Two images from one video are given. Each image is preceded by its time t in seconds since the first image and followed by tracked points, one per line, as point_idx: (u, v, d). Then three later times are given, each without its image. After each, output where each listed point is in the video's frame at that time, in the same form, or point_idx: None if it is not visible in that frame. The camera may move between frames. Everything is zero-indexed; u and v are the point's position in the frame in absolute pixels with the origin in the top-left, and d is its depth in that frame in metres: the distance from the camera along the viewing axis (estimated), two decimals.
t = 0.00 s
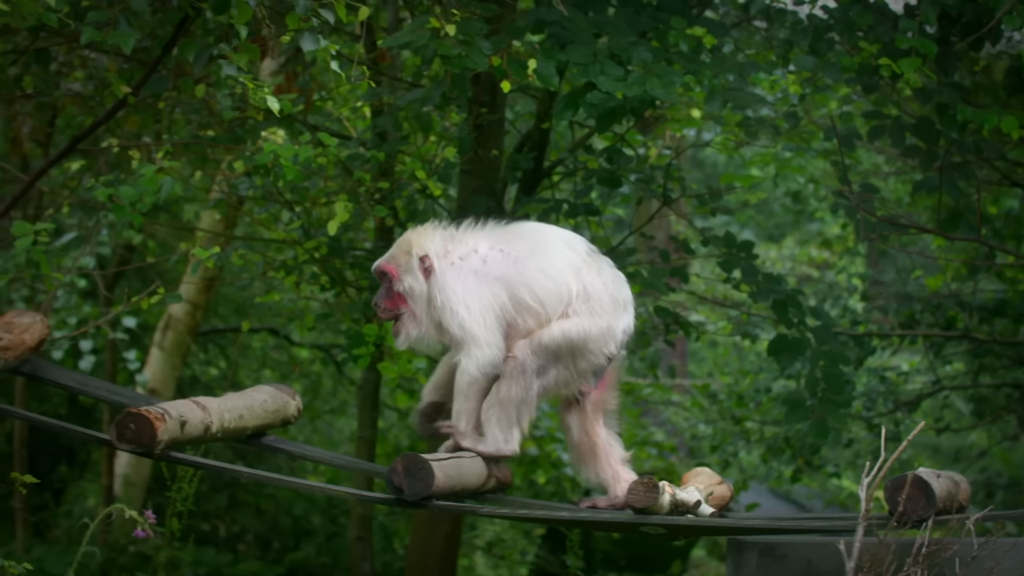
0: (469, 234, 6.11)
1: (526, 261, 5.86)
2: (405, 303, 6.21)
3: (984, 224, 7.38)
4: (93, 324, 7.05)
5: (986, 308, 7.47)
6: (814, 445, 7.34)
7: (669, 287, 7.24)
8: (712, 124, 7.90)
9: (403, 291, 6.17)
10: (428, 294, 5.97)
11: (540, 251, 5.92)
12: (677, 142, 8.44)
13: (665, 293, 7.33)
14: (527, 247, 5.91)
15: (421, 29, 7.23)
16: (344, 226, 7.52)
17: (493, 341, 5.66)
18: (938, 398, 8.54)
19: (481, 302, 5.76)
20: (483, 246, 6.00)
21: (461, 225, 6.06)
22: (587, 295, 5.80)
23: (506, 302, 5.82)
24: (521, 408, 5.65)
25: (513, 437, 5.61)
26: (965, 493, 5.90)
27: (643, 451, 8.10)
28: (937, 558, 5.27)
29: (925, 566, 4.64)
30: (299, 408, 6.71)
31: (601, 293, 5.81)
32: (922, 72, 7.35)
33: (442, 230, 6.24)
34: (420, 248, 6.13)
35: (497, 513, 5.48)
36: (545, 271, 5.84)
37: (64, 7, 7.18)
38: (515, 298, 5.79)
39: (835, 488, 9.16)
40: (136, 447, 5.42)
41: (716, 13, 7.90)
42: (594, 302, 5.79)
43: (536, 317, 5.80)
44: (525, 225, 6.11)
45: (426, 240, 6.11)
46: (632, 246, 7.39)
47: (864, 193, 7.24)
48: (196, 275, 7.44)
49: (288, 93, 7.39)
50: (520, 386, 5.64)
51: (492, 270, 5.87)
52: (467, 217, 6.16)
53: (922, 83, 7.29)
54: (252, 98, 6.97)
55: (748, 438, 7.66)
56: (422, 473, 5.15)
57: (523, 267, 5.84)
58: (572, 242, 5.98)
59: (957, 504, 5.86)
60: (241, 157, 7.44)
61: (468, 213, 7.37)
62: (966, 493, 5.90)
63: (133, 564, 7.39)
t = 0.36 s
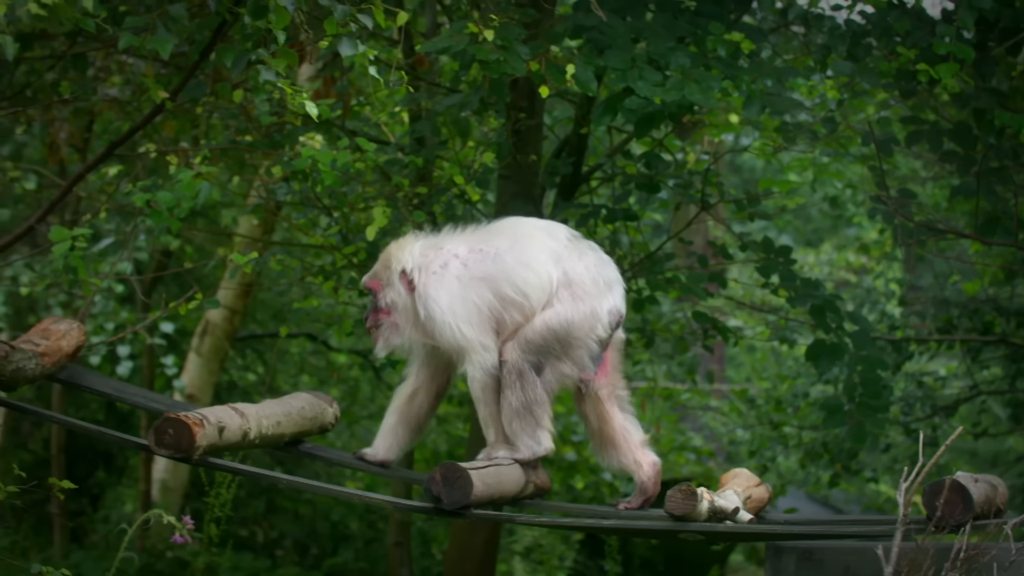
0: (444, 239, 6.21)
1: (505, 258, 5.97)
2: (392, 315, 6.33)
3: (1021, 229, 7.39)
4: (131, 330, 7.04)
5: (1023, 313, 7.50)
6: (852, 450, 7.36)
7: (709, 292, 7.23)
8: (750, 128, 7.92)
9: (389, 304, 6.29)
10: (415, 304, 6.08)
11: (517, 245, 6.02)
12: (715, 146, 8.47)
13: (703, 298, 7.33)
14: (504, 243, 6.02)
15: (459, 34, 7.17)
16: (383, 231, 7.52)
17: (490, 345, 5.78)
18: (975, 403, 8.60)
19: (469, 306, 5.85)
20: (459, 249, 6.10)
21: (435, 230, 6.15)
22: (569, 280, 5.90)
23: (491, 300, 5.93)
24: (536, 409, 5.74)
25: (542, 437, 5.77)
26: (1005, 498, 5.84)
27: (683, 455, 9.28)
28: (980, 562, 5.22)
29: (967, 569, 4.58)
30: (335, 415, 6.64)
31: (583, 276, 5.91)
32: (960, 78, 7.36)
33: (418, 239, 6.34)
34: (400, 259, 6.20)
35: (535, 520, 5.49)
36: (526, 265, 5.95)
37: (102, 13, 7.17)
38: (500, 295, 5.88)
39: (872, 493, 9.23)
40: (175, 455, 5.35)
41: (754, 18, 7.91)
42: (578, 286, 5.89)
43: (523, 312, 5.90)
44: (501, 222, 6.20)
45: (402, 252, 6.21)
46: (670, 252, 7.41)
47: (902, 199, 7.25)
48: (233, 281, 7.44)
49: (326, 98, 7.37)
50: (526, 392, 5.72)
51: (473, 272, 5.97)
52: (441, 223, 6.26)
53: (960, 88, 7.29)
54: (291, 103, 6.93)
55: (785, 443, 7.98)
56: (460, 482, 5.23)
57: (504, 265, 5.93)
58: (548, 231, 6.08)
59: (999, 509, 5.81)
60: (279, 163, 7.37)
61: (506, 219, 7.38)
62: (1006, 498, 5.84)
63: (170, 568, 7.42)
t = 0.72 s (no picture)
0: (426, 245, 6.12)
1: (482, 260, 5.83)
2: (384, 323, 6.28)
3: None
4: (169, 337, 7.04)
5: None
6: (890, 457, 7.39)
7: (746, 300, 7.22)
8: (788, 135, 7.95)
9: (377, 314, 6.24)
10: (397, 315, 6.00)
11: (495, 246, 5.88)
12: (755, 153, 8.54)
13: (741, 305, 7.30)
14: (481, 245, 5.89)
15: (498, 42, 7.11)
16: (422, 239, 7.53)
17: (465, 347, 5.64)
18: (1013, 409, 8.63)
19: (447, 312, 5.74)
20: (438, 254, 5.99)
21: (415, 238, 6.06)
22: (547, 275, 5.74)
23: (470, 302, 5.80)
24: (557, 412, 5.66)
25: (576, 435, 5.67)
26: None
27: (723, 463, 10.12)
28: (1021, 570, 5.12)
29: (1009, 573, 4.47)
30: (373, 429, 6.49)
31: (561, 270, 5.74)
32: (998, 85, 7.34)
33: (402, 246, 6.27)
34: (384, 267, 6.14)
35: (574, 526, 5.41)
36: (502, 265, 5.80)
37: (140, 20, 7.18)
38: (477, 300, 5.77)
39: (910, 500, 9.33)
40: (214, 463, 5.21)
41: (792, 26, 7.94)
42: (555, 281, 5.73)
43: (502, 313, 5.77)
44: (481, 224, 6.08)
45: (384, 263, 6.14)
46: (709, 258, 7.38)
47: (939, 206, 7.27)
48: (271, 287, 7.42)
49: (364, 105, 7.40)
50: (539, 400, 5.64)
51: (451, 277, 5.85)
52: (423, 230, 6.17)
53: (999, 96, 7.26)
54: (330, 110, 6.88)
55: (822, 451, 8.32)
56: (499, 487, 5.13)
57: (479, 268, 5.80)
58: (527, 227, 5.93)
59: None
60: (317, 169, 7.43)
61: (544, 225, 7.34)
62: None
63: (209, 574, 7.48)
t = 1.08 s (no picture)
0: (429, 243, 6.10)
1: (482, 264, 5.80)
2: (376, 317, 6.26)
3: None
4: (206, 347, 6.92)
5: None
6: (928, 465, 7.40)
7: (786, 308, 7.20)
8: (827, 144, 7.99)
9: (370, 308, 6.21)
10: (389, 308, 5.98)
11: (496, 252, 5.86)
12: (793, 161, 8.63)
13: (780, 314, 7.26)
14: (483, 249, 5.87)
15: (537, 50, 7.03)
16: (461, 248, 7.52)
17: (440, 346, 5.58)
18: None
19: (437, 310, 5.72)
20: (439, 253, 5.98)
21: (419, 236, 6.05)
22: (545, 287, 5.71)
23: (462, 305, 5.78)
24: (579, 418, 5.59)
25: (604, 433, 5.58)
26: None
27: (760, 471, 10.45)
28: None
29: None
30: (410, 440, 6.13)
31: (561, 282, 5.71)
32: None
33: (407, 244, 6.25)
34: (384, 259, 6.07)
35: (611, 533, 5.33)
36: (500, 271, 5.77)
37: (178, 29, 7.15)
38: (470, 303, 5.76)
39: (948, 507, 9.39)
40: (251, 470, 4.82)
41: (830, 34, 7.97)
42: (553, 292, 5.70)
43: (495, 319, 5.76)
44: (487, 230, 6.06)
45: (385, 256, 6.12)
46: (749, 267, 7.35)
47: (979, 214, 7.33)
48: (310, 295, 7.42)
49: (404, 114, 7.45)
50: (556, 412, 5.57)
51: (447, 276, 5.82)
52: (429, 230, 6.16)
53: None
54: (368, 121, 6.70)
55: (861, 459, 8.91)
56: (538, 494, 5.03)
57: (478, 272, 5.78)
58: (532, 238, 5.90)
59: None
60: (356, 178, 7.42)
61: (584, 234, 7.45)
62: None
63: None
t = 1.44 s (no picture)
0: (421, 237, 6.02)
1: (472, 261, 5.70)
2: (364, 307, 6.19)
3: None
4: (243, 356, 6.84)
5: None
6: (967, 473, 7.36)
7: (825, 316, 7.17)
8: (866, 151, 8.05)
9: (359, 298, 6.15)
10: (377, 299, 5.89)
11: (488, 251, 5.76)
12: (831, 169, 8.71)
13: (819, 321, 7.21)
14: (474, 246, 5.77)
15: (575, 57, 6.88)
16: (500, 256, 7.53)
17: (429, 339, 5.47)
18: None
19: (426, 302, 5.61)
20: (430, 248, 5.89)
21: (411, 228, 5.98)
22: (533, 289, 5.60)
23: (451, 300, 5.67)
24: (556, 415, 5.41)
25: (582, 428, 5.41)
26: None
27: (800, 479, 10.43)
28: None
29: None
30: (446, 451, 5.80)
31: (549, 286, 5.59)
32: None
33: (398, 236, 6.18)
34: (373, 250, 6.03)
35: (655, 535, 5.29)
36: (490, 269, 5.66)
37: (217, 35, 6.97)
38: (460, 298, 5.66)
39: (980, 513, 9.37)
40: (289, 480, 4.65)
41: (869, 42, 8.06)
42: (540, 296, 5.57)
43: (484, 316, 5.65)
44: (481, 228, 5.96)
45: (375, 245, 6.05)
46: (787, 275, 7.34)
47: (1018, 222, 7.29)
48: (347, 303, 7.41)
49: (442, 121, 7.64)
50: (532, 407, 5.40)
51: (437, 271, 5.73)
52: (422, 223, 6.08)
53: None
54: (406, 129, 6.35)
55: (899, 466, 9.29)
56: (576, 496, 5.01)
57: (469, 268, 5.68)
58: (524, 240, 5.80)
59: None
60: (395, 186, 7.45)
61: (624, 242, 7.75)
62: None
63: None
